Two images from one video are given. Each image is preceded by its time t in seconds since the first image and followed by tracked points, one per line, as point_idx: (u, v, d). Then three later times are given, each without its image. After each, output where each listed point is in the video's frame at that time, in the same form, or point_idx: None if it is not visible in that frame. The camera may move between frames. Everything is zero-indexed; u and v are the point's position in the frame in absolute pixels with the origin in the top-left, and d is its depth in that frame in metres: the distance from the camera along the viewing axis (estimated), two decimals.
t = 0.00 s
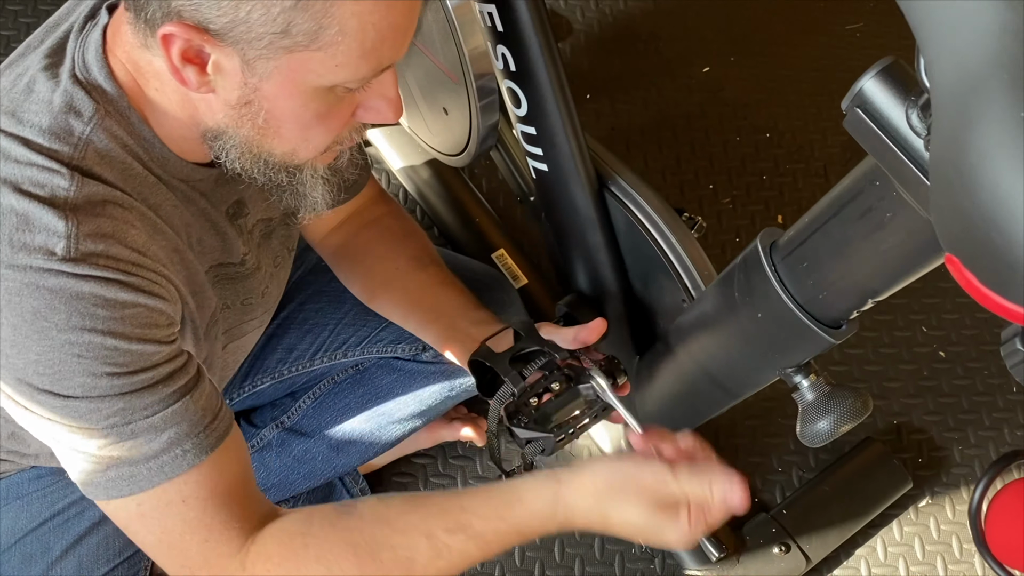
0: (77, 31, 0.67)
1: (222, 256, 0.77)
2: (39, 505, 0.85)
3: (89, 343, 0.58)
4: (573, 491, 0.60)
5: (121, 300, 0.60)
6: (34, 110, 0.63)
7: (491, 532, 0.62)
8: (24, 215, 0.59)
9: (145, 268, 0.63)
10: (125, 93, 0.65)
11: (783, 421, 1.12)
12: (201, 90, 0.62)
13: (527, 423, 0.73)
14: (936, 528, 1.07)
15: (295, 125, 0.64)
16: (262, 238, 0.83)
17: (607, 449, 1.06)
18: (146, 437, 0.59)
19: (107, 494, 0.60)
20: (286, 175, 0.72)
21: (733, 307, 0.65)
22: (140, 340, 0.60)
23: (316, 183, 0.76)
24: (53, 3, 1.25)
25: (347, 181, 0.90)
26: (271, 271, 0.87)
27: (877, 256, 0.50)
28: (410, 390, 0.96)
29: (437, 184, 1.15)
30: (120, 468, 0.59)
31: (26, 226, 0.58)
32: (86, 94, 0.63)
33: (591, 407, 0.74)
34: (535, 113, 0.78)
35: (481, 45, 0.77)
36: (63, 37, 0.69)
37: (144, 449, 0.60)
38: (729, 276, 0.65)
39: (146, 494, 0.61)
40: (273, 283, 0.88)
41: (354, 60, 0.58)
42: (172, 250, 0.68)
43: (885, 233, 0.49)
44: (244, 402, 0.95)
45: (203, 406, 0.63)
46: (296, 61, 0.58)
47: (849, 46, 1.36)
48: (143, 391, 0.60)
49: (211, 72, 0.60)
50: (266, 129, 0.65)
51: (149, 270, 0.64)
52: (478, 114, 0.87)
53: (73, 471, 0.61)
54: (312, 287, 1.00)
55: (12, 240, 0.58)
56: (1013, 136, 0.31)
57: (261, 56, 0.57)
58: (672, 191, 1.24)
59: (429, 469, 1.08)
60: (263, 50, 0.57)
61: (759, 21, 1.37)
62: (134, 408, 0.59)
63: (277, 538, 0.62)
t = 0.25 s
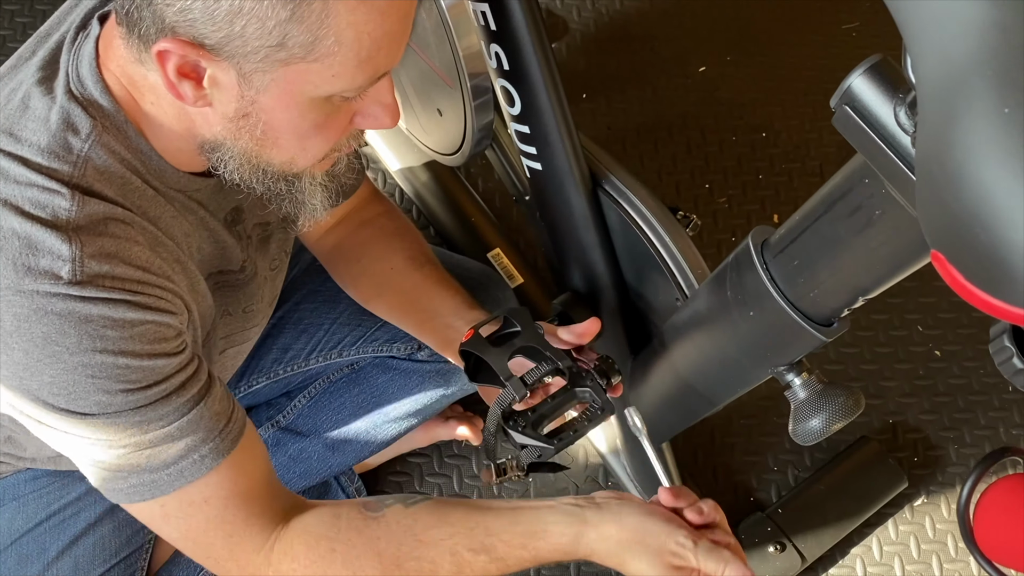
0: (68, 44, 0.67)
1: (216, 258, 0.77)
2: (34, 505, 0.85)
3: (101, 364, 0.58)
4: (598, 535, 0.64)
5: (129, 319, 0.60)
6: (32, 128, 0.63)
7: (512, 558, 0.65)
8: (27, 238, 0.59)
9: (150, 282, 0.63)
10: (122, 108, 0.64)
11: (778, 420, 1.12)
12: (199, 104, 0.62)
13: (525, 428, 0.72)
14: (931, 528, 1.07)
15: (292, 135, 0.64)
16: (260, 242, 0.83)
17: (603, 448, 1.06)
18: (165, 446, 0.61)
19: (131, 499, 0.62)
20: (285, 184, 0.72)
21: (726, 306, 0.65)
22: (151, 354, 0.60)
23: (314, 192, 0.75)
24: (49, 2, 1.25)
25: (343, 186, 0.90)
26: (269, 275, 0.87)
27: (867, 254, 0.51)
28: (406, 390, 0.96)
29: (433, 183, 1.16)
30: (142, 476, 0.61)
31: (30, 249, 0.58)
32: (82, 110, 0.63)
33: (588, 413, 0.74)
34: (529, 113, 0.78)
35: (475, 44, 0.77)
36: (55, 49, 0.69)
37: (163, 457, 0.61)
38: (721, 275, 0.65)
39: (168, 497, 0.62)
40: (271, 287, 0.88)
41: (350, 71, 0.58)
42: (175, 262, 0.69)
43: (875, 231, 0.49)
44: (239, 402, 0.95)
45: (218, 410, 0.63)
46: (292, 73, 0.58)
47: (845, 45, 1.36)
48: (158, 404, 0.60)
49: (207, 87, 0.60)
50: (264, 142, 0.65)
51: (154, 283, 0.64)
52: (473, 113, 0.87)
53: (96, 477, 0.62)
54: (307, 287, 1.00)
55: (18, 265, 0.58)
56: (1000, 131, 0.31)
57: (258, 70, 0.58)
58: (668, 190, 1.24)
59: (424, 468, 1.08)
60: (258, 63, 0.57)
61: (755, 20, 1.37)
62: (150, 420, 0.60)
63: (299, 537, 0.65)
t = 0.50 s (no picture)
0: (73, 44, 0.67)
1: (216, 258, 0.77)
2: (35, 506, 0.85)
3: (109, 362, 0.59)
4: (591, 492, 0.70)
5: (136, 317, 0.60)
6: (38, 127, 0.63)
7: (512, 525, 0.70)
8: (34, 236, 0.59)
9: (155, 280, 0.64)
10: (128, 108, 0.65)
11: (777, 420, 1.12)
12: (202, 104, 0.62)
13: (524, 430, 0.72)
14: (930, 528, 1.07)
15: (295, 136, 0.64)
16: (263, 243, 0.84)
17: (602, 449, 1.06)
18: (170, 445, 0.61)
19: (134, 499, 0.62)
20: (287, 185, 0.72)
21: (724, 307, 0.65)
22: (157, 353, 0.61)
23: (315, 195, 0.76)
24: (49, 4, 1.25)
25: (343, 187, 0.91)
26: (271, 277, 0.87)
27: (864, 255, 0.51)
28: (406, 391, 0.96)
29: (432, 184, 1.16)
30: (146, 475, 0.61)
31: (38, 248, 0.59)
32: (89, 110, 0.63)
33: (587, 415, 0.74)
34: (528, 114, 0.78)
35: (475, 46, 0.76)
36: (60, 48, 0.69)
37: (169, 456, 0.61)
38: (719, 275, 0.65)
39: (172, 498, 0.62)
40: (272, 287, 0.88)
41: (354, 71, 0.58)
42: (180, 262, 0.69)
43: (871, 232, 0.49)
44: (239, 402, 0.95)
45: (222, 409, 0.64)
46: (296, 72, 0.58)
47: (844, 46, 1.36)
48: (164, 402, 0.60)
49: (211, 86, 0.60)
50: (267, 141, 0.65)
51: (159, 284, 0.64)
52: (472, 115, 0.87)
53: (100, 479, 0.62)
54: (307, 287, 1.00)
55: (25, 263, 0.58)
56: (994, 134, 0.31)
57: (261, 69, 0.58)
58: (667, 192, 1.25)
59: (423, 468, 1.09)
60: (263, 63, 0.57)
61: (754, 21, 1.37)
62: (155, 419, 0.60)
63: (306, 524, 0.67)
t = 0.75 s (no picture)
0: (76, 41, 0.68)
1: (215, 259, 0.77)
2: (35, 507, 0.85)
3: (109, 356, 0.59)
4: (582, 483, 0.72)
5: (136, 312, 0.61)
6: (42, 123, 0.63)
7: (505, 517, 0.71)
8: (36, 229, 0.59)
9: (155, 276, 0.64)
10: (129, 103, 0.65)
11: (775, 422, 1.12)
12: (204, 97, 0.62)
13: (522, 430, 0.72)
14: (929, 530, 1.07)
15: (295, 130, 0.65)
16: (261, 242, 0.84)
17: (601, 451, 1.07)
18: (167, 442, 0.61)
19: (130, 498, 0.62)
20: (289, 180, 0.72)
21: (721, 309, 0.66)
22: (156, 349, 0.61)
23: (319, 185, 0.76)
24: (49, 7, 1.25)
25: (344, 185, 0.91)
26: (270, 276, 0.88)
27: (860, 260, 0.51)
28: (404, 392, 0.97)
29: (432, 186, 1.16)
30: (143, 473, 0.61)
31: (40, 241, 0.59)
32: (92, 106, 0.63)
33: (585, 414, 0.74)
34: (526, 116, 0.78)
35: (473, 50, 0.76)
36: (63, 48, 0.69)
37: (165, 453, 0.61)
38: (717, 278, 0.66)
39: (168, 495, 0.62)
40: (271, 286, 0.89)
41: (354, 63, 0.58)
42: (181, 261, 0.69)
43: (866, 235, 0.50)
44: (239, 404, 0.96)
45: (220, 407, 0.64)
46: (297, 64, 0.58)
47: (842, 48, 1.36)
48: (162, 399, 0.60)
49: (213, 79, 0.61)
50: (268, 134, 0.65)
51: (159, 281, 0.64)
52: (471, 116, 0.87)
53: (96, 476, 0.62)
54: (307, 289, 1.01)
55: (26, 256, 0.58)
56: (984, 138, 0.31)
57: (262, 61, 0.58)
58: (666, 194, 1.25)
59: (422, 470, 1.09)
60: (263, 55, 0.58)
61: (752, 23, 1.37)
62: (154, 416, 0.60)
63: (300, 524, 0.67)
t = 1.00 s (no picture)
0: (77, 42, 0.67)
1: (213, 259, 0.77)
2: (34, 508, 0.85)
3: (99, 355, 0.59)
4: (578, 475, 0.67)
5: (130, 312, 0.61)
6: (42, 121, 0.63)
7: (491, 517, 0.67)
8: (32, 225, 0.59)
9: (152, 279, 0.64)
10: (131, 103, 0.65)
11: (776, 422, 1.12)
12: (208, 96, 0.62)
13: (519, 426, 0.72)
14: (929, 530, 1.07)
15: (300, 129, 0.64)
16: (260, 242, 0.84)
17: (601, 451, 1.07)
18: (155, 445, 0.61)
19: (113, 503, 0.61)
20: (291, 180, 0.72)
21: (721, 309, 0.65)
22: (148, 350, 0.61)
23: (321, 188, 0.76)
24: (49, 7, 1.26)
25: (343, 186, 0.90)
26: (269, 275, 0.87)
27: (861, 260, 0.51)
28: (403, 393, 0.96)
29: (432, 187, 1.16)
30: (128, 477, 0.61)
31: (36, 236, 0.59)
32: (92, 104, 0.63)
33: (582, 411, 0.74)
34: (525, 116, 0.78)
35: (473, 50, 0.78)
36: (64, 48, 0.69)
37: (152, 457, 0.61)
38: (716, 278, 0.65)
39: (153, 501, 0.62)
40: (270, 286, 0.88)
41: (360, 62, 0.58)
42: (178, 263, 0.69)
43: (865, 235, 0.50)
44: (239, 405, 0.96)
45: (210, 413, 0.64)
46: (301, 63, 0.58)
47: (843, 49, 1.36)
48: (152, 400, 0.60)
49: (217, 79, 0.60)
50: (272, 134, 0.65)
51: (155, 282, 0.65)
52: (471, 116, 0.87)
53: (80, 481, 0.62)
54: (307, 290, 1.01)
55: (21, 251, 0.58)
56: (983, 138, 0.31)
57: (268, 60, 0.58)
58: (667, 194, 1.25)
59: (423, 471, 1.09)
60: (269, 54, 0.57)
61: (753, 23, 1.37)
62: (142, 418, 0.60)
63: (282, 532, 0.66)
